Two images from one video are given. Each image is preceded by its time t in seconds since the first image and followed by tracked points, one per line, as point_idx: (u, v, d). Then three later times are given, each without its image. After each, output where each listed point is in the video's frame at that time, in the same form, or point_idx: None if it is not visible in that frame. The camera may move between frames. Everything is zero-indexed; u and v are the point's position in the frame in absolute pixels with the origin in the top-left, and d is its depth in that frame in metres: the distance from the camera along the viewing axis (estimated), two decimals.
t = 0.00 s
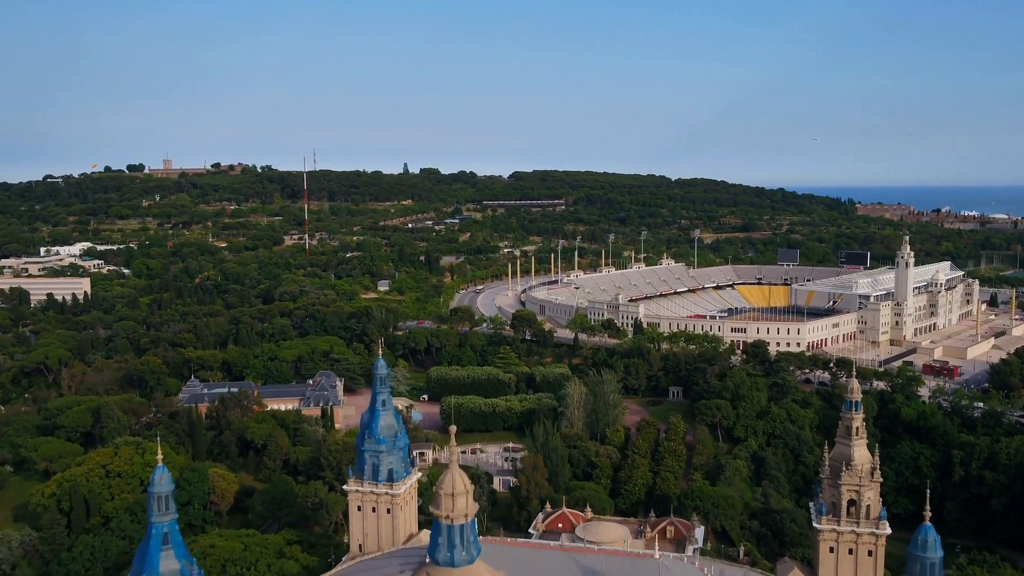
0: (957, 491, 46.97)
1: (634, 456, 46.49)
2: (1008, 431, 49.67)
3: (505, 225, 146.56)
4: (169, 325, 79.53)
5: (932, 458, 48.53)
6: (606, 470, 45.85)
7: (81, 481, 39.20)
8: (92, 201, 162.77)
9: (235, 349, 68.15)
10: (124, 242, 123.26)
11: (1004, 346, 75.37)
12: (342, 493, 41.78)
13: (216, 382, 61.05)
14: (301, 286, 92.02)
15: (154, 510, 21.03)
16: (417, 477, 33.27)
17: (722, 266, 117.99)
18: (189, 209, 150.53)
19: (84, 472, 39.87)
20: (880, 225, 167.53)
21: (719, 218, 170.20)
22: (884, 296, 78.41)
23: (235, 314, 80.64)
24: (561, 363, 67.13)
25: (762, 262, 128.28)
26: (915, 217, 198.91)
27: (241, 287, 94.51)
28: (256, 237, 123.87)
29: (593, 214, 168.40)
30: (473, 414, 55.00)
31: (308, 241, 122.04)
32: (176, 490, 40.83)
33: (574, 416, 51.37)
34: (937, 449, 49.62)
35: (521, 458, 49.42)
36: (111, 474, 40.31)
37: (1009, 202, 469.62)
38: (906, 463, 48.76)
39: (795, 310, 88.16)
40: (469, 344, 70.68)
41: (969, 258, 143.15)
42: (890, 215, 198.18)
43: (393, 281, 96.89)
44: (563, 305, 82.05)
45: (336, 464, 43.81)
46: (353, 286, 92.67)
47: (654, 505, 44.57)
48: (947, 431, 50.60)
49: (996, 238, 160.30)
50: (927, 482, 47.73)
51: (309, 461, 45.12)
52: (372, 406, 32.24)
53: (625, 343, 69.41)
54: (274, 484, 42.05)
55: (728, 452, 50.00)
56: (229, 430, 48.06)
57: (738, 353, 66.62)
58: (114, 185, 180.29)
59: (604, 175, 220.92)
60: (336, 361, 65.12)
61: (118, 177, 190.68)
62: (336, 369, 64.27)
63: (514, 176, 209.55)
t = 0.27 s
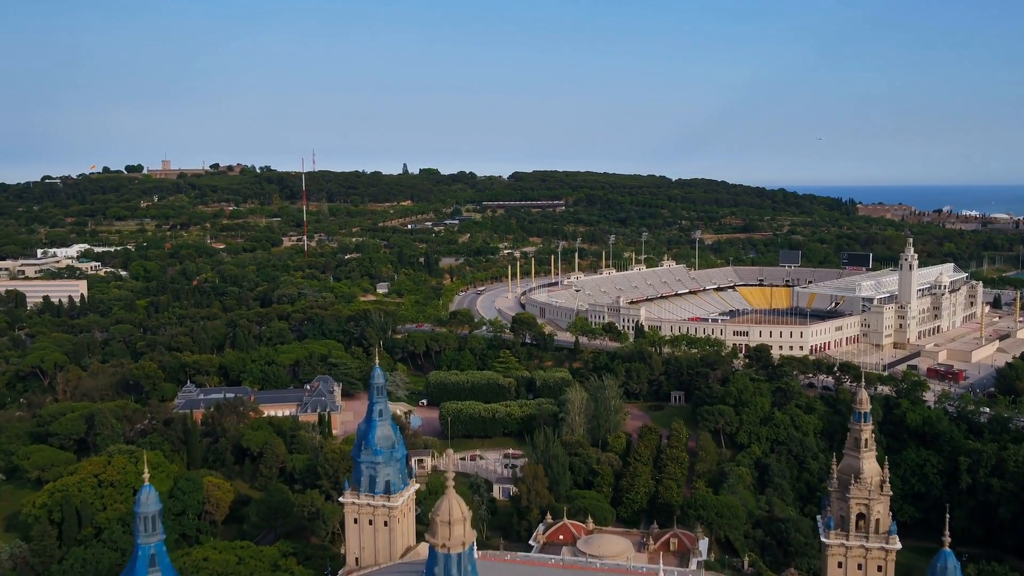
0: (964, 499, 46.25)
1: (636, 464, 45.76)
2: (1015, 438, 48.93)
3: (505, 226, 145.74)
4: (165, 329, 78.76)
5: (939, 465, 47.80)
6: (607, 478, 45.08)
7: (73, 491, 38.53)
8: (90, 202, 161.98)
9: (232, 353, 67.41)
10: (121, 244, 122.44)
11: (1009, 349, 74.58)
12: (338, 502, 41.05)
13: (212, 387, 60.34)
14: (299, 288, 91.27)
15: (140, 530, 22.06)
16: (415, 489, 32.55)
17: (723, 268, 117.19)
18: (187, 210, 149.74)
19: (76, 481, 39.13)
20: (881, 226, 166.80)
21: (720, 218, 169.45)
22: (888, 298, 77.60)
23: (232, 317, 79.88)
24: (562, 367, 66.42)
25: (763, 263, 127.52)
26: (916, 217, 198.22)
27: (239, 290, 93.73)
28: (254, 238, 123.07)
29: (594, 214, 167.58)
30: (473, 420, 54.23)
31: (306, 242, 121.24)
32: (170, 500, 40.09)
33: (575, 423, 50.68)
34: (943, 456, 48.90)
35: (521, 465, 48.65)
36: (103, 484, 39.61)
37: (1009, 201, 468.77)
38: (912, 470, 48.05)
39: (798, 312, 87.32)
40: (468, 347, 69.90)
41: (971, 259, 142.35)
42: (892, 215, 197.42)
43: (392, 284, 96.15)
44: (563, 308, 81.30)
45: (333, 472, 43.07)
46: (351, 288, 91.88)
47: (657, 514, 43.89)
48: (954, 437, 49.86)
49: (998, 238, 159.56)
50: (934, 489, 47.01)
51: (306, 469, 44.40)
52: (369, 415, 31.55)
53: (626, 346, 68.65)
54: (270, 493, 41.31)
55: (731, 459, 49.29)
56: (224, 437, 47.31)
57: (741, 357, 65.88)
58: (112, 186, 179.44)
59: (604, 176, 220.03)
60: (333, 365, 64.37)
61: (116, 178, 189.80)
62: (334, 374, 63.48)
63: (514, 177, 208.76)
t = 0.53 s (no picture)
0: (971, 507, 45.54)
1: (638, 472, 45.05)
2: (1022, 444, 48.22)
3: (504, 227, 145.00)
4: (162, 333, 78.04)
5: (945, 472, 47.09)
6: (608, 487, 44.31)
7: (64, 501, 37.86)
8: (87, 203, 161.21)
9: (229, 357, 66.67)
10: (118, 246, 121.64)
11: (1014, 352, 73.81)
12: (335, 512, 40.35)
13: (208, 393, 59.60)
14: (297, 291, 90.51)
15: (124, 554, 23.23)
16: (412, 500, 31.79)
17: (724, 269, 116.41)
18: (186, 211, 148.96)
19: (67, 492, 38.41)
20: (882, 226, 166.10)
21: (721, 219, 168.73)
22: (891, 301, 76.85)
23: (229, 320, 79.11)
24: (562, 372, 65.70)
25: (764, 264, 126.76)
26: (917, 217, 197.56)
27: (236, 292, 93.00)
28: (252, 240, 122.33)
29: (593, 215, 166.86)
30: (472, 427, 53.50)
31: (305, 244, 120.49)
32: (163, 511, 39.34)
33: (575, 429, 49.95)
34: (949, 463, 48.20)
35: (521, 473, 47.90)
36: (96, 494, 38.96)
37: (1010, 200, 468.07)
38: (918, 478, 47.32)
39: (800, 314, 86.54)
40: (467, 351, 69.17)
41: (973, 260, 141.68)
42: (893, 215, 196.73)
43: (391, 286, 95.40)
44: (563, 311, 80.54)
45: (329, 482, 42.35)
46: (349, 291, 91.13)
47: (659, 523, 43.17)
48: (959, 444, 49.15)
49: (1000, 239, 158.86)
50: (940, 497, 46.30)
51: (303, 478, 43.69)
52: (364, 426, 30.83)
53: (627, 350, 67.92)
54: (265, 503, 40.56)
55: (734, 467, 48.59)
56: (219, 445, 46.61)
57: (743, 361, 65.17)
58: (109, 186, 178.63)
59: (604, 176, 219.24)
60: (331, 370, 63.63)
61: (114, 179, 188.99)
62: (332, 379, 62.73)
63: (514, 177, 208.02)
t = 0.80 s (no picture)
0: (978, 515, 44.82)
1: (640, 480, 44.32)
2: None
3: (504, 228, 144.29)
4: (159, 336, 77.34)
5: (952, 480, 46.37)
6: (610, 495, 43.55)
7: (55, 512, 37.16)
8: (85, 204, 160.44)
9: (226, 361, 65.97)
10: (116, 248, 120.91)
11: (1019, 356, 73.11)
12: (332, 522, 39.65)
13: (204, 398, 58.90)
14: (295, 293, 89.79)
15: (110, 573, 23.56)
16: (410, 513, 31.06)
17: (725, 271, 115.67)
18: (184, 212, 148.18)
19: (59, 502, 37.75)
20: (884, 227, 165.42)
21: (721, 220, 168.04)
22: (895, 304, 76.12)
23: (226, 323, 78.39)
24: (562, 376, 64.99)
25: (766, 265, 126.05)
26: (918, 218, 196.95)
27: (234, 295, 92.29)
28: (251, 241, 121.64)
29: (594, 216, 166.18)
30: (471, 433, 52.78)
31: (303, 245, 119.78)
32: (157, 521, 38.53)
33: (576, 436, 49.23)
34: (956, 470, 47.49)
35: (521, 481, 47.19)
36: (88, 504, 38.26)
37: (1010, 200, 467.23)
38: (925, 486, 46.59)
39: (803, 317, 85.83)
40: (467, 355, 68.44)
41: (975, 261, 141.01)
42: (894, 216, 196.05)
43: (390, 289, 94.70)
44: (564, 314, 79.82)
45: (327, 491, 41.68)
46: (348, 293, 90.41)
47: (662, 533, 42.45)
48: (966, 451, 48.43)
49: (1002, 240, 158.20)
50: (947, 505, 45.59)
51: (300, 487, 43.00)
52: (362, 438, 30.13)
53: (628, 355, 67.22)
54: (261, 512, 39.93)
55: (737, 474, 47.89)
56: (215, 453, 45.91)
57: (746, 366, 64.48)
58: (108, 187, 177.88)
59: (604, 176, 218.44)
60: (329, 375, 62.92)
61: (112, 180, 188.20)
62: (330, 384, 62.03)
63: (514, 178, 207.34)
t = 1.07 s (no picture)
0: (986, 524, 44.10)
1: (643, 488, 43.56)
2: None
3: (504, 230, 143.57)
4: (155, 340, 76.56)
5: (958, 488, 45.64)
6: (611, 504, 42.80)
7: (45, 524, 36.38)
8: (83, 205, 159.64)
9: (222, 366, 65.21)
10: (113, 250, 120.13)
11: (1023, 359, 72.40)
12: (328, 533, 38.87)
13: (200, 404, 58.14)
14: (293, 296, 89.04)
15: None
16: (407, 527, 30.31)
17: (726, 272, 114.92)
18: (182, 213, 147.45)
19: (50, 513, 36.95)
20: (885, 228, 164.76)
21: (722, 220, 167.32)
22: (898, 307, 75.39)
23: (223, 327, 77.62)
24: (562, 381, 64.24)
25: (767, 267, 125.33)
26: (919, 219, 196.32)
27: (231, 298, 91.54)
28: (249, 243, 120.90)
29: (594, 217, 165.47)
30: (471, 440, 52.02)
31: (302, 247, 119.04)
32: (150, 532, 37.71)
33: (577, 443, 48.49)
34: (963, 478, 46.76)
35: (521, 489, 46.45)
36: (79, 515, 37.49)
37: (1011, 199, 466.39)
38: (931, 493, 45.84)
39: (805, 320, 85.10)
40: (466, 359, 67.66)
41: (977, 263, 140.24)
42: (895, 217, 195.36)
43: (389, 291, 93.95)
44: (564, 317, 79.08)
45: (323, 500, 40.91)
46: (346, 296, 89.65)
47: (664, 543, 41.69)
48: (973, 458, 47.70)
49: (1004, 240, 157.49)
50: (954, 514, 44.85)
51: (296, 496, 42.25)
52: (358, 449, 29.40)
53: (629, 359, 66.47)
54: (257, 523, 39.15)
55: (741, 482, 47.15)
56: (210, 461, 45.14)
57: (748, 371, 63.80)
58: (106, 188, 177.11)
59: (604, 177, 217.62)
60: (326, 380, 62.18)
61: (110, 181, 187.37)
62: (327, 389, 61.27)
63: (513, 179, 206.66)
